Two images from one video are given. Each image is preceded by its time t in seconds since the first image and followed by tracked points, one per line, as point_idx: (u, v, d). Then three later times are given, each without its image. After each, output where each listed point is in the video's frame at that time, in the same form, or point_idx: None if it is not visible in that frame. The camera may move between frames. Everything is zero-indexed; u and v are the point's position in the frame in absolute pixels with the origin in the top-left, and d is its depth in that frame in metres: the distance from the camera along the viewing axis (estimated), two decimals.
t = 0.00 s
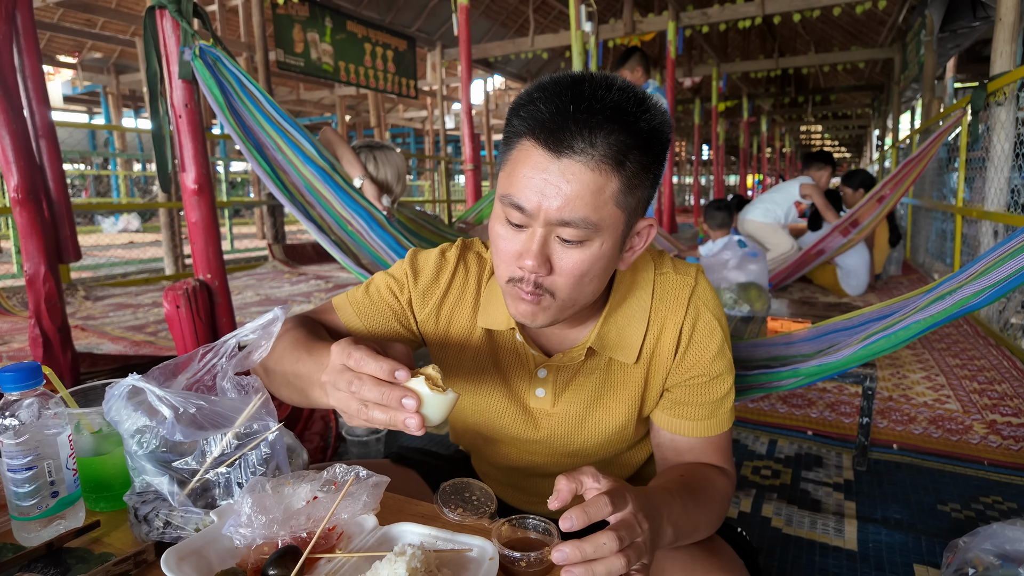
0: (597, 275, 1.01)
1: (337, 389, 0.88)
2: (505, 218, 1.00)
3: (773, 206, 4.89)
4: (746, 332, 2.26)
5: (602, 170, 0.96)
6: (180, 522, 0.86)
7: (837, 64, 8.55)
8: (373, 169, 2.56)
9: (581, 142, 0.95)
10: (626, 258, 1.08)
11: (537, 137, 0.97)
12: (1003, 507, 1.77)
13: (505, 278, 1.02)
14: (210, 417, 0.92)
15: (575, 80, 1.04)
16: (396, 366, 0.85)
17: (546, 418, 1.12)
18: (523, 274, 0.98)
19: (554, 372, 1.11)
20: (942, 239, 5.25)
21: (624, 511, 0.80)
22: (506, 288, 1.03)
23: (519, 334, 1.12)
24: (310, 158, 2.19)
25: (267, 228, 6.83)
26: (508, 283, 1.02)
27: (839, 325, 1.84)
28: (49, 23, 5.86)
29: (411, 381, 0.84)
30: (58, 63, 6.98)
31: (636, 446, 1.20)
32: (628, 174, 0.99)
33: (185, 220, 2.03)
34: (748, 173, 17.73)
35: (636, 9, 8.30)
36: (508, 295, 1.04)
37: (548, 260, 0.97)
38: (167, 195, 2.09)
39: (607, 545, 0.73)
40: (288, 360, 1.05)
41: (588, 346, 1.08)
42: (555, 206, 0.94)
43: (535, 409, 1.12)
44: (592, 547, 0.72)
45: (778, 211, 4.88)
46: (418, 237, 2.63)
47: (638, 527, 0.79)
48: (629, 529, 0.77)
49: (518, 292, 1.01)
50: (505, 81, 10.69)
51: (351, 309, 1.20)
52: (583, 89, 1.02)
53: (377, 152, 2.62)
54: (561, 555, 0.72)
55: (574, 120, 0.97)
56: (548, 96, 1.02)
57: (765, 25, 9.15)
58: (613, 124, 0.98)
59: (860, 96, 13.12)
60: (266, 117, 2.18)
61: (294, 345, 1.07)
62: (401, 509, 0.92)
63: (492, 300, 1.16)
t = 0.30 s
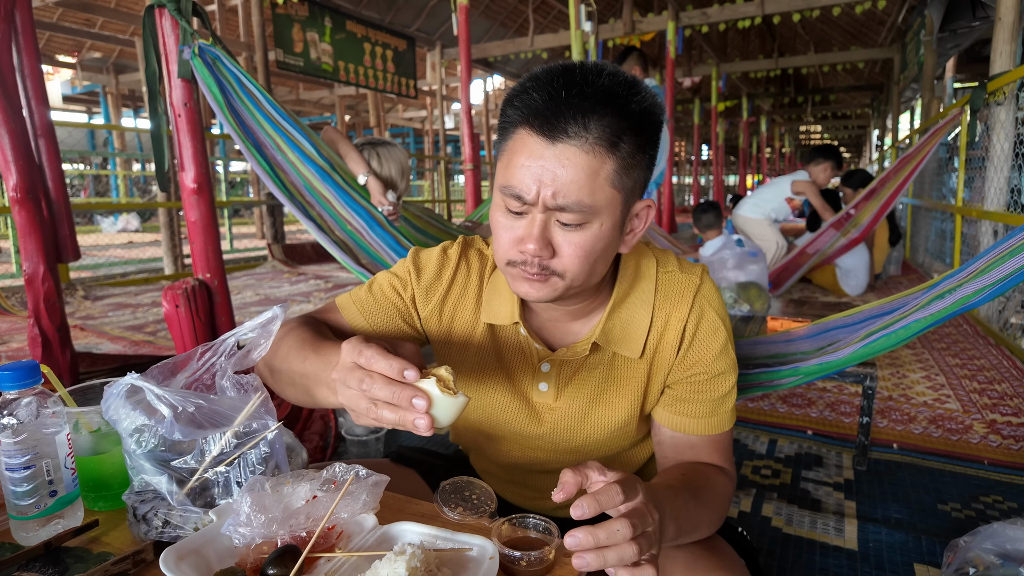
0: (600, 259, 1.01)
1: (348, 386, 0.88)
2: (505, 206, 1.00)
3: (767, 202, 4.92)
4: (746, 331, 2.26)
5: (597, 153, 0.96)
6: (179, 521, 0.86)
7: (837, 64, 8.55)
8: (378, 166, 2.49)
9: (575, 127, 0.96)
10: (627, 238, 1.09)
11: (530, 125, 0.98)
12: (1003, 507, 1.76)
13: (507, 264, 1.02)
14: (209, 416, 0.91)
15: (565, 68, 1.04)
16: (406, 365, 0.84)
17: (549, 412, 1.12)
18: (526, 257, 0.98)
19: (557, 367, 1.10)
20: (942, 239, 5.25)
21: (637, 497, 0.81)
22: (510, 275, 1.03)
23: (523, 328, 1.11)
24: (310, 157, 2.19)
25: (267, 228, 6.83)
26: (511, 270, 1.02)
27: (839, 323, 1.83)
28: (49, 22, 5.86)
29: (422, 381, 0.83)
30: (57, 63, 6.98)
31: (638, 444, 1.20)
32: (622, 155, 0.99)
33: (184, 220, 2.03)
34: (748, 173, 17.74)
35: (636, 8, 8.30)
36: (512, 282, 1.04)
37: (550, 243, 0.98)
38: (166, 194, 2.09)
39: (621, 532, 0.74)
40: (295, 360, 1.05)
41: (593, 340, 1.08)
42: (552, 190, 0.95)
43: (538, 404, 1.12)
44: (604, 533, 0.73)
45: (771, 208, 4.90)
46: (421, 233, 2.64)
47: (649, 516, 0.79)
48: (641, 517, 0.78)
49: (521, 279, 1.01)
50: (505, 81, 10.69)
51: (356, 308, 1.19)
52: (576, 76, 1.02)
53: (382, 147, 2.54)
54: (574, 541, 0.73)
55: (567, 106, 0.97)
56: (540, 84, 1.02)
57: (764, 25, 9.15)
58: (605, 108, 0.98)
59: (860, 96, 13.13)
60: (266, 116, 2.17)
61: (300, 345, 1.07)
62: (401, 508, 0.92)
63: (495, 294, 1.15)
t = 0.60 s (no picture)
0: (608, 234, 1.00)
1: (385, 383, 0.87)
2: (510, 192, 1.00)
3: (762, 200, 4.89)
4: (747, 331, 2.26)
5: (597, 129, 0.96)
6: (178, 519, 0.84)
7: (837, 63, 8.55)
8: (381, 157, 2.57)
9: (572, 108, 0.96)
10: (627, 215, 1.09)
11: (528, 110, 0.98)
12: (1005, 506, 1.76)
13: (517, 248, 1.01)
14: (207, 413, 0.91)
15: (554, 55, 1.05)
16: (446, 360, 0.84)
17: (554, 401, 1.11)
18: (536, 240, 0.98)
19: (564, 355, 1.10)
20: (941, 239, 5.25)
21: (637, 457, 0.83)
22: (520, 261, 1.02)
23: (530, 317, 1.12)
24: (311, 154, 2.18)
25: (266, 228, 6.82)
26: (519, 255, 1.01)
27: (839, 320, 1.83)
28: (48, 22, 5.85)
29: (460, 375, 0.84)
30: (56, 63, 6.97)
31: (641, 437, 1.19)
32: (621, 131, 0.99)
33: (184, 218, 2.01)
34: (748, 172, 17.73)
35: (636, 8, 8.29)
36: (520, 266, 1.03)
37: (559, 224, 0.97)
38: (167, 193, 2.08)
39: (623, 489, 0.77)
40: (322, 368, 1.06)
41: (601, 329, 1.09)
42: (557, 170, 0.95)
43: (545, 393, 1.12)
44: (606, 488, 0.76)
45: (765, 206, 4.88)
46: (436, 227, 2.56)
47: (649, 480, 0.82)
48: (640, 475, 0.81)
49: (532, 264, 1.01)
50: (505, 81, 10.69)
51: (370, 313, 1.18)
52: (567, 62, 1.03)
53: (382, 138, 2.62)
54: (575, 496, 0.76)
55: (562, 88, 0.98)
56: (533, 71, 1.03)
57: (764, 25, 9.15)
58: (601, 88, 0.98)
59: (860, 96, 13.13)
60: (266, 113, 2.15)
61: (326, 354, 1.08)
62: (401, 505, 0.92)
63: (501, 286, 1.16)
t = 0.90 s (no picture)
0: (618, 226, 1.00)
1: (424, 397, 0.86)
2: (521, 187, 0.99)
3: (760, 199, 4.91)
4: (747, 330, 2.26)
5: (607, 123, 0.96)
6: (173, 518, 0.84)
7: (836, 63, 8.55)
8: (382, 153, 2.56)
9: (583, 103, 0.95)
10: (636, 203, 1.10)
11: (539, 106, 0.97)
12: (1005, 505, 1.75)
13: (530, 244, 1.01)
14: (203, 410, 0.90)
15: (560, 50, 1.04)
16: (487, 370, 0.83)
17: (556, 393, 1.12)
18: (550, 234, 0.98)
19: (567, 347, 1.11)
20: (941, 238, 5.24)
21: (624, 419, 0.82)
22: (534, 255, 1.02)
23: (535, 310, 1.12)
24: (310, 152, 2.17)
25: (265, 227, 6.81)
26: (533, 250, 1.02)
27: (840, 315, 1.79)
28: (46, 21, 5.83)
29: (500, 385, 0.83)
30: (54, 62, 6.96)
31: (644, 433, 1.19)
32: (630, 124, 0.99)
33: (181, 217, 2.00)
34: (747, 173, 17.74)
35: (635, 8, 8.29)
36: (535, 260, 1.03)
37: (572, 217, 0.97)
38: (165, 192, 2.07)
39: (593, 442, 0.76)
40: (350, 383, 1.05)
41: (601, 322, 1.09)
42: (570, 165, 0.95)
43: (550, 386, 1.13)
44: (576, 439, 0.76)
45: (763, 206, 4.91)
46: (438, 224, 2.58)
47: (625, 439, 0.81)
48: (618, 432, 0.80)
49: (546, 256, 1.01)
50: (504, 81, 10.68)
51: (386, 321, 1.17)
52: (572, 57, 1.02)
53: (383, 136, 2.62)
54: (546, 442, 0.76)
55: (572, 84, 0.97)
56: (540, 67, 1.02)
57: (764, 24, 9.15)
58: (610, 82, 0.98)
59: (859, 96, 13.12)
60: (266, 112, 2.14)
61: (352, 367, 1.07)
62: (398, 504, 0.91)
63: (505, 282, 1.15)
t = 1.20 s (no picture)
0: (623, 223, 1.01)
1: (431, 393, 0.86)
2: (526, 186, 0.99)
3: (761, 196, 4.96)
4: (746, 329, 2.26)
5: (611, 121, 0.95)
6: (170, 518, 0.83)
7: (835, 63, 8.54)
8: (374, 158, 2.58)
9: (588, 101, 0.95)
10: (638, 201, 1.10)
11: (542, 104, 0.97)
12: (1005, 504, 1.75)
13: (535, 244, 1.01)
14: (200, 409, 0.90)
15: (563, 48, 1.04)
16: (493, 366, 0.83)
17: (556, 390, 1.12)
18: (556, 233, 0.98)
19: (567, 346, 1.10)
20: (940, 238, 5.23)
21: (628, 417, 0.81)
22: (538, 255, 1.02)
23: (536, 309, 1.11)
24: (309, 152, 2.17)
25: (264, 227, 6.81)
26: (539, 250, 1.02)
27: (840, 315, 1.81)
28: (44, 21, 5.82)
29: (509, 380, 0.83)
30: (52, 61, 6.95)
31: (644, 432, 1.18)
32: (636, 122, 0.98)
33: (179, 216, 2.00)
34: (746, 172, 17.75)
35: (634, 7, 8.28)
36: (540, 259, 1.03)
37: (577, 216, 0.97)
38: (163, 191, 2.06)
39: (584, 436, 0.76)
40: (352, 380, 1.05)
41: (602, 320, 1.09)
42: (575, 163, 0.94)
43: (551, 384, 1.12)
44: (569, 431, 0.76)
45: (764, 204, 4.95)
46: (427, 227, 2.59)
47: (622, 437, 0.80)
48: (617, 428, 0.79)
49: (552, 255, 1.01)
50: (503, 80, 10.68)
51: (387, 318, 1.17)
52: (575, 55, 1.02)
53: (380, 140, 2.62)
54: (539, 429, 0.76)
55: (577, 82, 0.96)
56: (543, 65, 1.01)
57: (763, 24, 9.15)
58: (613, 80, 0.98)
59: (858, 96, 13.12)
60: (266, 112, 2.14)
61: (354, 365, 1.06)
62: (396, 504, 0.90)
63: (506, 280, 1.15)
